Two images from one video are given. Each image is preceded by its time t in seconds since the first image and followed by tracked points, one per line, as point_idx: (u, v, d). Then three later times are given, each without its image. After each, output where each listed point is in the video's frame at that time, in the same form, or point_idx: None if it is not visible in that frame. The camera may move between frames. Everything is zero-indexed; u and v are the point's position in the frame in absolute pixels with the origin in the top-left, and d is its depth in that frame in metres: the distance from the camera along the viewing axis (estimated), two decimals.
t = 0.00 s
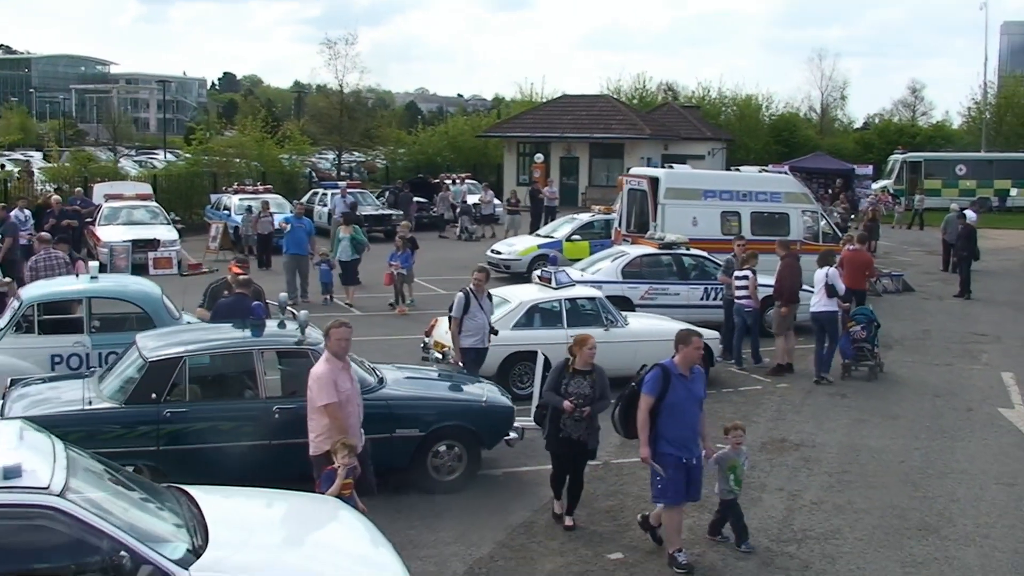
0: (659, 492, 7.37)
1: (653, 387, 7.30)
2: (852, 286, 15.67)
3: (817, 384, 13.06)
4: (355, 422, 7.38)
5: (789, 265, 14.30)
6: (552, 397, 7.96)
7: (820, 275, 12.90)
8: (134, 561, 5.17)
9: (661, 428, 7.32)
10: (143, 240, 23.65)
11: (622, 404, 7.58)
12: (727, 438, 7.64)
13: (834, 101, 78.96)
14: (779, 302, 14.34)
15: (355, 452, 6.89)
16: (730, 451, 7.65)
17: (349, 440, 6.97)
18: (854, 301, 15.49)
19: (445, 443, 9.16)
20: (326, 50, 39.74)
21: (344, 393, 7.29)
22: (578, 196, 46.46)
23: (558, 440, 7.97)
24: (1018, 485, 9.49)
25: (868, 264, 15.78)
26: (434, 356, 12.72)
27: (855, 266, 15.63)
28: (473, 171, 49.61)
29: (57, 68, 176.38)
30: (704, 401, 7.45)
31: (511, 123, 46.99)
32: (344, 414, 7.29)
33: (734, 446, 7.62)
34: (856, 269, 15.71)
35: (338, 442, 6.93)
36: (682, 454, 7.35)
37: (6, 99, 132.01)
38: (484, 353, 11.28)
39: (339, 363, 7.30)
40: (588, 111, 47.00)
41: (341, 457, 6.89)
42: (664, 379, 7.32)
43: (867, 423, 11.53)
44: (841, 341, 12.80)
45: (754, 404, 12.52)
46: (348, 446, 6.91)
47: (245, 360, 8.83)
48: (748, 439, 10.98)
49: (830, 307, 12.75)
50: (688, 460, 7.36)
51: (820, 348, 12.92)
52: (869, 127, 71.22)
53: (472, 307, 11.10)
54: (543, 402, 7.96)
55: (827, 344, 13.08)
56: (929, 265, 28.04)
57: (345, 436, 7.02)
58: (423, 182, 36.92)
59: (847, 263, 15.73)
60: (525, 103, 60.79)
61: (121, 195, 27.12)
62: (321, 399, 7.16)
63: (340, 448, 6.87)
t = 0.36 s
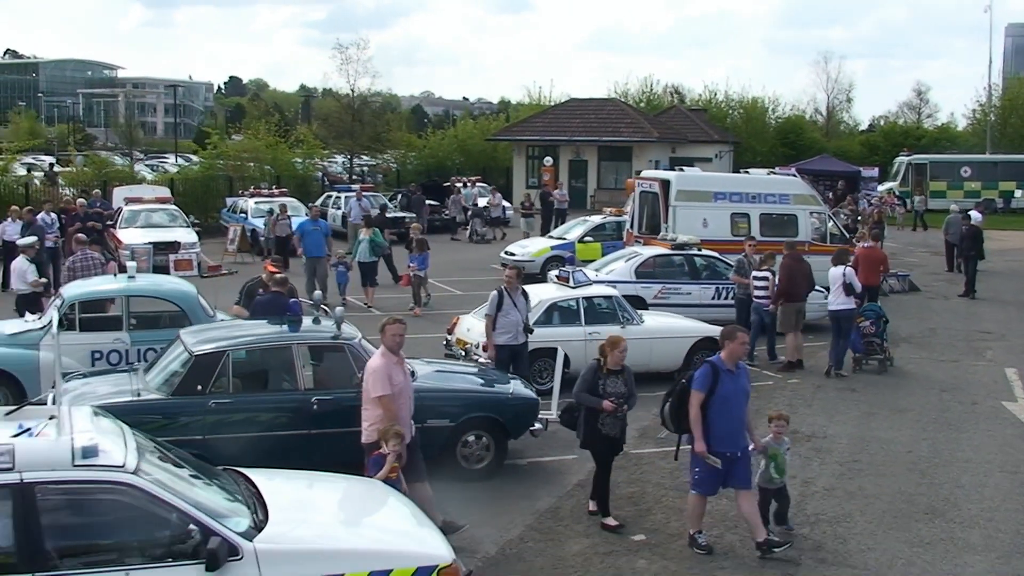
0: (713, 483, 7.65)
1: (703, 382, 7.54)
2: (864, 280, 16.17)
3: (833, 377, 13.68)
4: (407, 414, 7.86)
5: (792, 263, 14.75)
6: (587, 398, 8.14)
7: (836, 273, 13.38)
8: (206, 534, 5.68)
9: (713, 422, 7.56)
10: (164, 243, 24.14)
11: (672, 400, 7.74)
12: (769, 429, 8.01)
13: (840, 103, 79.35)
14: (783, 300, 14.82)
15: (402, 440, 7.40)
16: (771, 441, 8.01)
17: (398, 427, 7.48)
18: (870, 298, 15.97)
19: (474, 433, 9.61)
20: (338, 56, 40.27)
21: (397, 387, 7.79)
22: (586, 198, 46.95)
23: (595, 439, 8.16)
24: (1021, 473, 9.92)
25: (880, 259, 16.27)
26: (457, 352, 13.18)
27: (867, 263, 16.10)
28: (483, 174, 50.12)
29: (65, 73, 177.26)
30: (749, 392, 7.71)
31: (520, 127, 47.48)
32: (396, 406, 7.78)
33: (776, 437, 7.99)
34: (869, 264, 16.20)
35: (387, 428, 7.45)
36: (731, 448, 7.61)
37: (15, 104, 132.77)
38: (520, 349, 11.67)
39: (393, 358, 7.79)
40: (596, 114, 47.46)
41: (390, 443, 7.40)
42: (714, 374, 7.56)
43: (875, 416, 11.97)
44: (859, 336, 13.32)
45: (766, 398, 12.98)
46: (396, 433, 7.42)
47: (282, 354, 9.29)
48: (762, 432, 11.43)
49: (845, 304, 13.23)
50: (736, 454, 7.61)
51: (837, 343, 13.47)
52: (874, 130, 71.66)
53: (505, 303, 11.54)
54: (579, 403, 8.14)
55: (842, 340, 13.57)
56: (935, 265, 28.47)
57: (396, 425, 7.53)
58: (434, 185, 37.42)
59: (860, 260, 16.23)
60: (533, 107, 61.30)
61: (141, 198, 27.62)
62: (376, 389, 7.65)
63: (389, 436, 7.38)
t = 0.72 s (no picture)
0: (764, 470, 7.89)
1: (757, 369, 7.81)
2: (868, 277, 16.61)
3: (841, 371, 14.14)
4: (455, 401, 8.30)
5: (789, 261, 15.23)
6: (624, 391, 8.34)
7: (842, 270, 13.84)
8: (260, 508, 6.09)
9: (764, 409, 7.82)
10: (176, 238, 24.57)
11: (725, 389, 8.09)
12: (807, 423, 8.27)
13: (838, 106, 79.89)
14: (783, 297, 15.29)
15: (431, 421, 7.88)
16: (809, 433, 8.24)
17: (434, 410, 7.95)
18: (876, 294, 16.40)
19: (493, 420, 10.06)
20: (343, 55, 40.71)
21: (446, 373, 8.27)
22: (587, 198, 47.44)
23: (630, 433, 8.38)
24: (1014, 462, 10.38)
25: (882, 257, 16.72)
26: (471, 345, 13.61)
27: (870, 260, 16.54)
28: (484, 173, 50.61)
29: (64, 70, 177.44)
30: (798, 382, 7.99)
31: (521, 127, 47.93)
32: (444, 390, 8.26)
33: (813, 429, 8.24)
34: (872, 262, 16.66)
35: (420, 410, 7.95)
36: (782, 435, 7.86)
37: (14, 101, 133.07)
38: (547, 347, 11.80)
39: (443, 345, 8.30)
40: (597, 115, 47.92)
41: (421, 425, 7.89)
42: (766, 362, 7.84)
43: (875, 408, 12.44)
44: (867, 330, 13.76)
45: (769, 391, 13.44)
46: (429, 417, 7.90)
47: (310, 343, 9.72)
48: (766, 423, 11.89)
49: (850, 300, 13.69)
50: (786, 441, 7.86)
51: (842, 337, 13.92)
52: (871, 132, 72.21)
53: (535, 301, 11.69)
54: (617, 396, 8.33)
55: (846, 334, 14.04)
56: (932, 265, 28.94)
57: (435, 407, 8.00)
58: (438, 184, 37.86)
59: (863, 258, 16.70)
60: (533, 107, 61.80)
61: (151, 194, 28.05)
62: (423, 374, 8.17)
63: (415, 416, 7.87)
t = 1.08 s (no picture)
0: (797, 456, 8.23)
1: (787, 359, 8.13)
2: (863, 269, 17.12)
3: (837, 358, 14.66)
4: (487, 385, 8.67)
5: (785, 251, 15.68)
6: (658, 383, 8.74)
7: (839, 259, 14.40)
8: (298, 482, 6.49)
9: (795, 396, 8.18)
10: (179, 232, 24.94)
11: (756, 379, 8.44)
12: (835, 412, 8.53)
13: (828, 101, 80.48)
14: (778, 287, 15.76)
15: (455, 400, 8.26)
16: (837, 423, 8.45)
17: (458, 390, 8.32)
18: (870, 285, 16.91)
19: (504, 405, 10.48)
20: (339, 52, 41.07)
21: (476, 357, 8.68)
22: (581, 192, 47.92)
23: (663, 423, 8.79)
24: (1001, 444, 10.86)
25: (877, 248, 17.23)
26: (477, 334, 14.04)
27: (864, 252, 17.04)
28: (478, 168, 51.05)
29: (55, 64, 177.35)
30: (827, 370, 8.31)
31: (516, 122, 48.37)
32: (475, 373, 8.66)
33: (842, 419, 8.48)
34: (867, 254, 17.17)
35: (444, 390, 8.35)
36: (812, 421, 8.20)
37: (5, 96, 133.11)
38: (576, 338, 11.63)
39: (476, 332, 8.72)
40: (591, 110, 48.33)
41: (445, 403, 8.28)
42: (796, 353, 8.17)
43: (868, 394, 12.91)
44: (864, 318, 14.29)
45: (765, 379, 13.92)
46: (453, 397, 8.26)
47: (328, 329, 10.14)
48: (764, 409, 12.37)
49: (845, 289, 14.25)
50: (817, 427, 8.20)
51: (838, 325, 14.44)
52: (861, 127, 72.75)
53: (566, 293, 11.56)
54: (651, 387, 8.74)
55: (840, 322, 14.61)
56: (922, 259, 29.44)
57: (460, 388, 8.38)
58: (434, 178, 38.27)
59: (858, 250, 17.22)
60: (527, 103, 62.30)
61: (154, 189, 28.42)
62: (454, 359, 8.61)
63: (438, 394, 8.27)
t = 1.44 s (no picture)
0: (834, 447, 8.45)
1: (819, 354, 8.34)
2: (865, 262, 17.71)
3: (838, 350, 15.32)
4: (507, 374, 9.13)
5: (791, 244, 16.09)
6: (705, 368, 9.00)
7: (840, 253, 15.10)
8: (335, 462, 6.94)
9: (829, 390, 8.38)
10: (189, 233, 25.36)
11: (791, 374, 8.64)
12: (874, 401, 8.72)
13: (824, 99, 81.05)
14: (780, 280, 16.19)
15: (482, 387, 8.74)
16: (875, 412, 8.66)
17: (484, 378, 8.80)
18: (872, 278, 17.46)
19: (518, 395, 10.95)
20: (341, 54, 41.52)
21: (497, 348, 9.17)
22: (580, 191, 48.38)
23: (711, 409, 9.01)
24: (995, 428, 11.33)
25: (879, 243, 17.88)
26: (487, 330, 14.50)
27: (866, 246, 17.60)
28: (478, 168, 51.52)
29: (52, 66, 177.75)
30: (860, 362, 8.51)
31: (515, 123, 48.85)
32: (496, 362, 9.13)
33: (879, 408, 8.69)
34: (869, 249, 17.80)
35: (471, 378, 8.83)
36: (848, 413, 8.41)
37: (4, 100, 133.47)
38: (601, 334, 11.98)
39: (496, 323, 9.18)
40: (589, 110, 48.77)
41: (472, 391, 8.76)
42: (828, 348, 8.37)
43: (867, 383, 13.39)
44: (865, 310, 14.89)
45: (767, 370, 14.40)
46: (481, 385, 8.75)
47: (350, 322, 10.60)
48: (767, 397, 12.84)
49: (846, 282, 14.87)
50: (852, 418, 8.42)
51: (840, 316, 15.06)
52: (857, 125, 73.25)
53: (592, 289, 11.90)
54: (697, 373, 8.99)
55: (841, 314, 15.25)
56: (919, 254, 29.91)
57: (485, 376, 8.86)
58: (436, 179, 38.72)
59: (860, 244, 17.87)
60: (526, 103, 62.81)
61: (162, 191, 28.86)
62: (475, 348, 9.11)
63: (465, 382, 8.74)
